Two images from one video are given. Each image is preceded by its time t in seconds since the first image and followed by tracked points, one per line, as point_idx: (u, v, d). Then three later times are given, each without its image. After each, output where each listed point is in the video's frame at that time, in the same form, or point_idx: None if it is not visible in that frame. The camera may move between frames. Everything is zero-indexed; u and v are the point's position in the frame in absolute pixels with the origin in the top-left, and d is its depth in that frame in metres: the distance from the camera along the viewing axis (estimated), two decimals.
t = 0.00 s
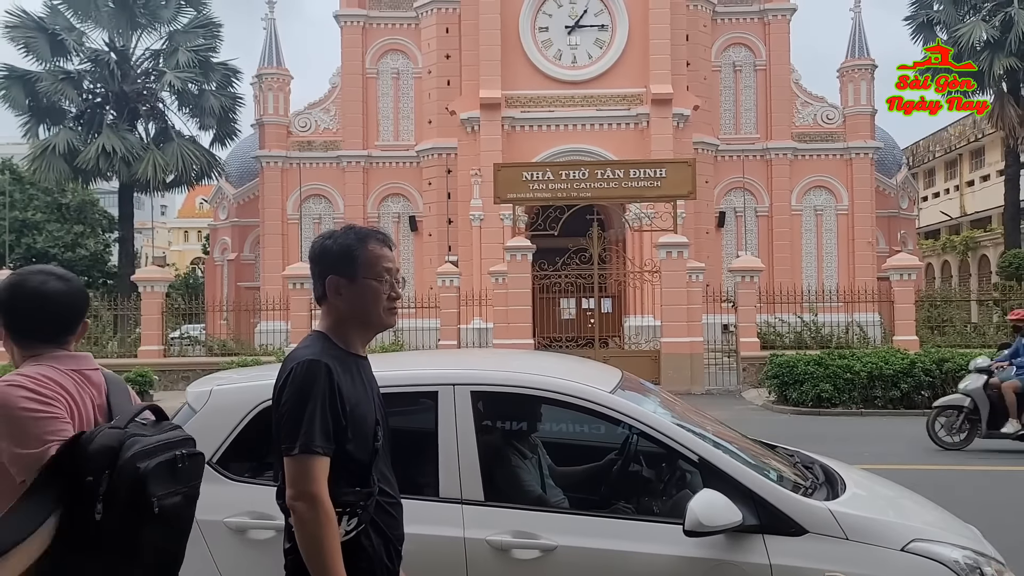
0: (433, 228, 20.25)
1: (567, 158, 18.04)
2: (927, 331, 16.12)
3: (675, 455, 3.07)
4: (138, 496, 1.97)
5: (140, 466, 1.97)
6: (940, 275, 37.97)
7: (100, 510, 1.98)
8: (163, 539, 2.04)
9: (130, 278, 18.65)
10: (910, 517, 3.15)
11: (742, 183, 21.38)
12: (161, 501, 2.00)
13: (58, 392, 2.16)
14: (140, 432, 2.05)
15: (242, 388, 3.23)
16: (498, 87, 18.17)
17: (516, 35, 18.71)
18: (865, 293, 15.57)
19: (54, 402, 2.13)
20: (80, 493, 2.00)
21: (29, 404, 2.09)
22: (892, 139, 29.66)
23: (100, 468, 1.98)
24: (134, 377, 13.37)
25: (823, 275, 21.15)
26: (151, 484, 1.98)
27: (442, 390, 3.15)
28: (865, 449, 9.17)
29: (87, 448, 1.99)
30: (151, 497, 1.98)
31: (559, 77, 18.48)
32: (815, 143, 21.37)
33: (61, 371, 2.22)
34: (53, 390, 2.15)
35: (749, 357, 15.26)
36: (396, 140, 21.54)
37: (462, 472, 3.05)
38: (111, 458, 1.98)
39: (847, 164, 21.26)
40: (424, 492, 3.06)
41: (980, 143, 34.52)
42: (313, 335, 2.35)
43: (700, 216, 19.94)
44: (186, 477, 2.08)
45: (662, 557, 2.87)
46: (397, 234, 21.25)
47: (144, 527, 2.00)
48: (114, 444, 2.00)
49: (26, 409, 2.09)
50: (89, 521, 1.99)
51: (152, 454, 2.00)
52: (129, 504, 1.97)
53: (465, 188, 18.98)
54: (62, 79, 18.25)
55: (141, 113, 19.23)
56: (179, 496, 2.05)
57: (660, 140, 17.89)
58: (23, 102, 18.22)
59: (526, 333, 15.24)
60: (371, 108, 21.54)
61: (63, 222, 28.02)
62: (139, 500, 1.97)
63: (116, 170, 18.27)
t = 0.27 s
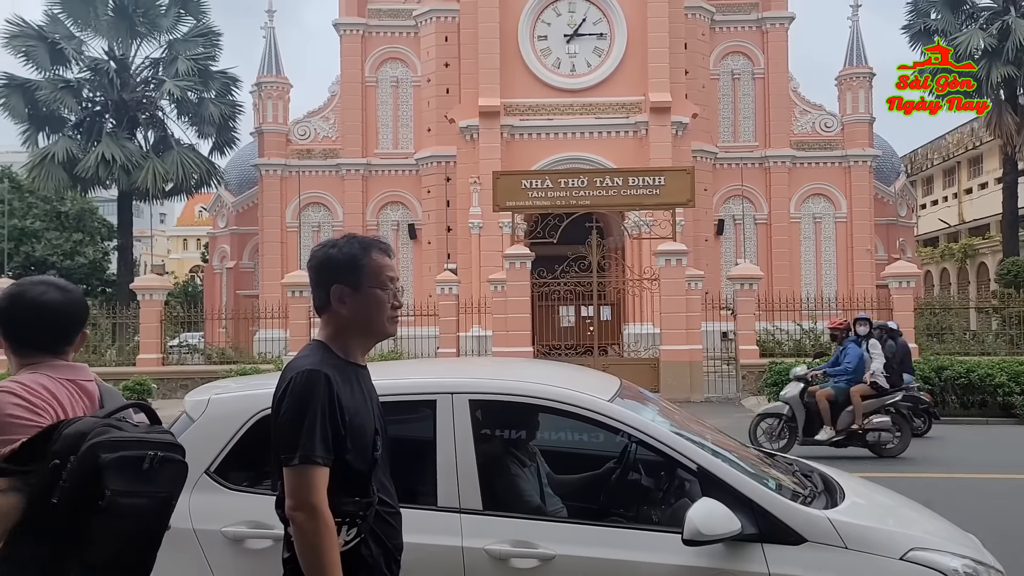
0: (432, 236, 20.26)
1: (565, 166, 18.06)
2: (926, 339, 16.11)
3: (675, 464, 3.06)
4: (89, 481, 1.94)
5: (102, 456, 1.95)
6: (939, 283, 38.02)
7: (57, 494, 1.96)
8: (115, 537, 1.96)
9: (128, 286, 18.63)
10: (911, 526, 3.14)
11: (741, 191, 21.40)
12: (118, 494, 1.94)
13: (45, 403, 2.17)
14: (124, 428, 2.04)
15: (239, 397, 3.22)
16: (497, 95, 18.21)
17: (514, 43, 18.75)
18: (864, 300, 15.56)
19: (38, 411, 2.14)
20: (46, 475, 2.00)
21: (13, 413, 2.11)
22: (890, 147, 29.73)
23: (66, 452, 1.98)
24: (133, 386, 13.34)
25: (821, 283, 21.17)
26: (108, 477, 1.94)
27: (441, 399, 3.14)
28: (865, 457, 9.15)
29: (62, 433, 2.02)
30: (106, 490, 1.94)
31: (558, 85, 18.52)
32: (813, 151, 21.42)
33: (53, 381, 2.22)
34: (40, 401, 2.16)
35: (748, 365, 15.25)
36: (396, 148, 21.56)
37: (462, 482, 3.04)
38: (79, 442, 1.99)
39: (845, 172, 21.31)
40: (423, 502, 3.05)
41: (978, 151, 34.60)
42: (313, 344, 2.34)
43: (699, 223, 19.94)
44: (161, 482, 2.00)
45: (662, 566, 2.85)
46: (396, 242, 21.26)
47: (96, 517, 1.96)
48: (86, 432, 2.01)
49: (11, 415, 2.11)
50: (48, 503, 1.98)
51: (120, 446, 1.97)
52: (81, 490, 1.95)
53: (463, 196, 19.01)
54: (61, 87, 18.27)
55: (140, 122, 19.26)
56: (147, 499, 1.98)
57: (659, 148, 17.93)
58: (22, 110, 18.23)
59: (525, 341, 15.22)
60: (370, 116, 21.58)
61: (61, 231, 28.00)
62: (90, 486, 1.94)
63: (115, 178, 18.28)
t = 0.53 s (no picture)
0: (431, 242, 20.27)
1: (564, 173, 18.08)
2: (925, 345, 16.12)
3: (674, 471, 3.05)
4: (55, 479, 1.93)
5: (69, 453, 1.93)
6: (938, 289, 38.06)
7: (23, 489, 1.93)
8: (84, 535, 1.95)
9: (127, 293, 18.62)
10: (909, 533, 3.14)
11: (740, 198, 21.42)
12: (88, 493, 1.94)
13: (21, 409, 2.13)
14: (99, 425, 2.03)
15: (238, 404, 3.21)
16: (496, 102, 18.24)
17: (513, 50, 18.78)
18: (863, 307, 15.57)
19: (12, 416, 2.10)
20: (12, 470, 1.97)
21: None
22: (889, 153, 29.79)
23: (36, 447, 1.96)
24: (132, 393, 13.32)
25: (821, 289, 21.18)
26: (79, 475, 1.94)
27: (440, 406, 3.13)
28: (864, 463, 9.14)
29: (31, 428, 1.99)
30: (75, 487, 1.93)
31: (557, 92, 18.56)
32: (812, 157, 21.44)
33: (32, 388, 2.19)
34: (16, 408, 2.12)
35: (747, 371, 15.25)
36: (395, 154, 21.59)
37: (460, 490, 3.03)
38: (47, 437, 1.96)
39: (844, 178, 21.34)
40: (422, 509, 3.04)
41: (976, 157, 34.69)
42: (312, 352, 2.33)
43: (698, 230, 19.95)
44: (135, 480, 2.01)
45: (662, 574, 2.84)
46: (395, 249, 21.27)
47: (62, 514, 1.94)
48: (56, 427, 1.98)
49: None
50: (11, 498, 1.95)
51: (91, 444, 1.96)
52: (46, 489, 1.93)
53: (463, 203, 19.03)
54: (61, 95, 18.30)
55: (139, 129, 19.28)
56: (119, 498, 1.98)
57: (658, 154, 17.96)
58: (22, 117, 18.24)
59: (524, 347, 15.21)
60: (370, 123, 21.61)
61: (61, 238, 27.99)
62: (56, 484, 1.93)
63: (115, 185, 18.29)
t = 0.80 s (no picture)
0: (429, 252, 20.28)
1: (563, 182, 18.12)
2: (924, 354, 16.11)
3: (673, 481, 3.04)
4: (68, 465, 2.00)
5: (81, 439, 2.02)
6: (936, 298, 38.09)
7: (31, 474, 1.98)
8: (85, 518, 2.02)
9: (126, 304, 18.61)
10: (909, 542, 3.13)
11: (738, 208, 21.46)
12: (96, 477, 2.04)
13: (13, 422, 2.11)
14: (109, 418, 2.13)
15: (236, 415, 3.20)
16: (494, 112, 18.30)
17: (512, 61, 18.84)
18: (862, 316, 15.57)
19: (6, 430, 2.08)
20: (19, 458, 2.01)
21: None
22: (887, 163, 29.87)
23: (47, 435, 2.02)
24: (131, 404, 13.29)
25: (819, 298, 21.20)
26: (88, 461, 2.02)
27: (439, 416, 3.13)
28: (864, 472, 9.12)
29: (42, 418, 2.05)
30: (85, 472, 2.02)
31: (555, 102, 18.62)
32: (810, 167, 21.50)
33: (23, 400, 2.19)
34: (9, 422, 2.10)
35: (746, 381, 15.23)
36: (394, 164, 21.62)
37: (460, 500, 3.02)
38: (59, 425, 2.03)
39: (842, 187, 21.40)
40: (421, 520, 3.03)
41: (974, 166, 34.79)
42: (309, 363, 2.33)
43: (697, 239, 19.96)
44: (135, 470, 2.13)
45: None
46: (394, 259, 21.29)
47: (65, 497, 2.01)
48: (65, 418, 2.05)
49: None
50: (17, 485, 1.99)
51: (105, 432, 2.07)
52: (57, 475, 1.99)
53: (461, 213, 19.06)
54: (61, 106, 18.35)
55: (138, 139, 19.31)
56: (126, 487, 2.10)
57: (656, 164, 18.01)
58: (21, 128, 18.26)
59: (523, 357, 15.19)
60: (369, 133, 21.67)
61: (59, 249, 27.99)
62: (69, 469, 2.00)
63: (114, 196, 18.31)
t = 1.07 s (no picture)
0: (428, 259, 20.29)
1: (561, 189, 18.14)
2: (923, 360, 16.11)
3: (674, 489, 3.03)
4: (59, 479, 2.04)
5: (71, 453, 2.06)
6: (935, 304, 38.12)
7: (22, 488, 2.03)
8: (79, 530, 2.06)
9: (124, 312, 18.58)
10: (909, 548, 3.13)
11: (736, 214, 21.50)
12: (89, 491, 2.08)
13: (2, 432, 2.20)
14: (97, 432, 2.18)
15: (236, 423, 3.19)
16: (493, 120, 18.33)
17: (510, 68, 18.88)
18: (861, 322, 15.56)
19: None
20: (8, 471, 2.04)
21: None
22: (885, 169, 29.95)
23: (36, 449, 2.06)
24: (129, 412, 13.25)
25: (818, 304, 21.21)
26: (79, 474, 2.06)
27: (440, 424, 3.11)
28: (865, 479, 9.11)
29: (29, 431, 2.08)
30: (76, 485, 2.06)
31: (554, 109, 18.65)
32: (808, 173, 21.55)
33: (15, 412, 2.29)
34: None
35: (745, 387, 15.22)
36: (392, 171, 21.63)
37: (461, 508, 3.00)
38: (45, 440, 2.06)
39: (840, 194, 21.44)
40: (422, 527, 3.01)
41: (971, 172, 34.86)
42: (306, 371, 2.32)
43: (696, 245, 19.98)
44: (128, 484, 2.18)
45: None
46: (393, 266, 21.28)
47: (59, 511, 2.04)
48: (54, 431, 2.09)
49: None
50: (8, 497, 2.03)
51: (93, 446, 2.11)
52: (49, 487, 2.03)
53: (460, 220, 19.06)
54: (59, 113, 18.35)
55: (137, 147, 19.32)
56: (116, 500, 2.14)
57: (655, 171, 18.03)
58: (20, 136, 18.25)
59: (522, 364, 15.17)
60: (367, 141, 21.69)
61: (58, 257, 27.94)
62: (59, 483, 2.04)
63: (112, 204, 18.31)
